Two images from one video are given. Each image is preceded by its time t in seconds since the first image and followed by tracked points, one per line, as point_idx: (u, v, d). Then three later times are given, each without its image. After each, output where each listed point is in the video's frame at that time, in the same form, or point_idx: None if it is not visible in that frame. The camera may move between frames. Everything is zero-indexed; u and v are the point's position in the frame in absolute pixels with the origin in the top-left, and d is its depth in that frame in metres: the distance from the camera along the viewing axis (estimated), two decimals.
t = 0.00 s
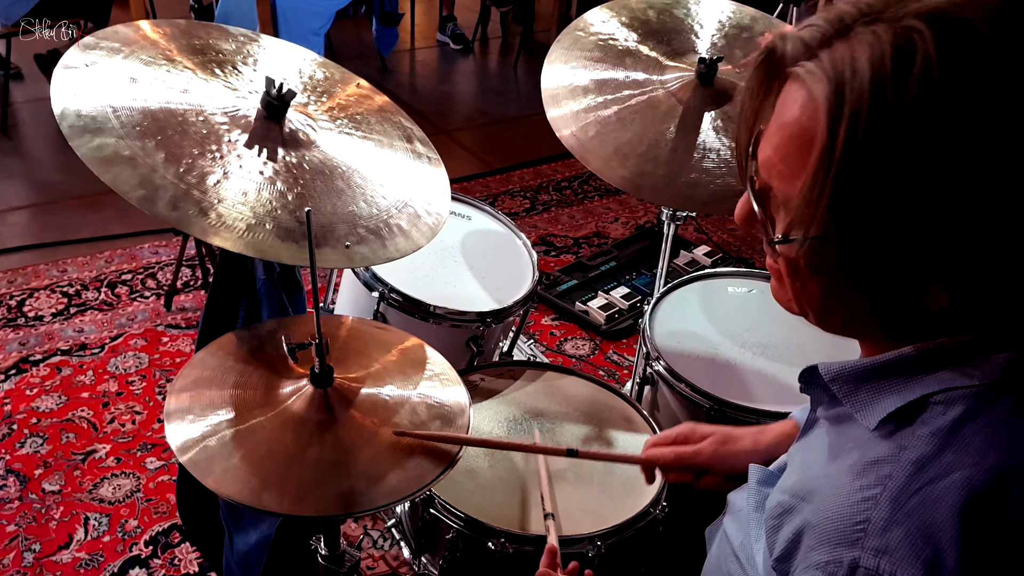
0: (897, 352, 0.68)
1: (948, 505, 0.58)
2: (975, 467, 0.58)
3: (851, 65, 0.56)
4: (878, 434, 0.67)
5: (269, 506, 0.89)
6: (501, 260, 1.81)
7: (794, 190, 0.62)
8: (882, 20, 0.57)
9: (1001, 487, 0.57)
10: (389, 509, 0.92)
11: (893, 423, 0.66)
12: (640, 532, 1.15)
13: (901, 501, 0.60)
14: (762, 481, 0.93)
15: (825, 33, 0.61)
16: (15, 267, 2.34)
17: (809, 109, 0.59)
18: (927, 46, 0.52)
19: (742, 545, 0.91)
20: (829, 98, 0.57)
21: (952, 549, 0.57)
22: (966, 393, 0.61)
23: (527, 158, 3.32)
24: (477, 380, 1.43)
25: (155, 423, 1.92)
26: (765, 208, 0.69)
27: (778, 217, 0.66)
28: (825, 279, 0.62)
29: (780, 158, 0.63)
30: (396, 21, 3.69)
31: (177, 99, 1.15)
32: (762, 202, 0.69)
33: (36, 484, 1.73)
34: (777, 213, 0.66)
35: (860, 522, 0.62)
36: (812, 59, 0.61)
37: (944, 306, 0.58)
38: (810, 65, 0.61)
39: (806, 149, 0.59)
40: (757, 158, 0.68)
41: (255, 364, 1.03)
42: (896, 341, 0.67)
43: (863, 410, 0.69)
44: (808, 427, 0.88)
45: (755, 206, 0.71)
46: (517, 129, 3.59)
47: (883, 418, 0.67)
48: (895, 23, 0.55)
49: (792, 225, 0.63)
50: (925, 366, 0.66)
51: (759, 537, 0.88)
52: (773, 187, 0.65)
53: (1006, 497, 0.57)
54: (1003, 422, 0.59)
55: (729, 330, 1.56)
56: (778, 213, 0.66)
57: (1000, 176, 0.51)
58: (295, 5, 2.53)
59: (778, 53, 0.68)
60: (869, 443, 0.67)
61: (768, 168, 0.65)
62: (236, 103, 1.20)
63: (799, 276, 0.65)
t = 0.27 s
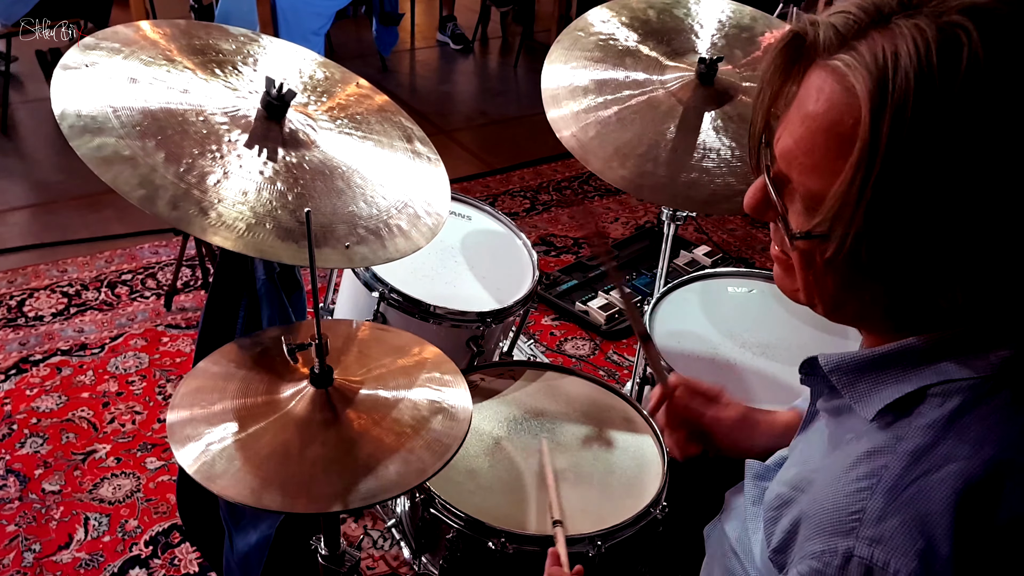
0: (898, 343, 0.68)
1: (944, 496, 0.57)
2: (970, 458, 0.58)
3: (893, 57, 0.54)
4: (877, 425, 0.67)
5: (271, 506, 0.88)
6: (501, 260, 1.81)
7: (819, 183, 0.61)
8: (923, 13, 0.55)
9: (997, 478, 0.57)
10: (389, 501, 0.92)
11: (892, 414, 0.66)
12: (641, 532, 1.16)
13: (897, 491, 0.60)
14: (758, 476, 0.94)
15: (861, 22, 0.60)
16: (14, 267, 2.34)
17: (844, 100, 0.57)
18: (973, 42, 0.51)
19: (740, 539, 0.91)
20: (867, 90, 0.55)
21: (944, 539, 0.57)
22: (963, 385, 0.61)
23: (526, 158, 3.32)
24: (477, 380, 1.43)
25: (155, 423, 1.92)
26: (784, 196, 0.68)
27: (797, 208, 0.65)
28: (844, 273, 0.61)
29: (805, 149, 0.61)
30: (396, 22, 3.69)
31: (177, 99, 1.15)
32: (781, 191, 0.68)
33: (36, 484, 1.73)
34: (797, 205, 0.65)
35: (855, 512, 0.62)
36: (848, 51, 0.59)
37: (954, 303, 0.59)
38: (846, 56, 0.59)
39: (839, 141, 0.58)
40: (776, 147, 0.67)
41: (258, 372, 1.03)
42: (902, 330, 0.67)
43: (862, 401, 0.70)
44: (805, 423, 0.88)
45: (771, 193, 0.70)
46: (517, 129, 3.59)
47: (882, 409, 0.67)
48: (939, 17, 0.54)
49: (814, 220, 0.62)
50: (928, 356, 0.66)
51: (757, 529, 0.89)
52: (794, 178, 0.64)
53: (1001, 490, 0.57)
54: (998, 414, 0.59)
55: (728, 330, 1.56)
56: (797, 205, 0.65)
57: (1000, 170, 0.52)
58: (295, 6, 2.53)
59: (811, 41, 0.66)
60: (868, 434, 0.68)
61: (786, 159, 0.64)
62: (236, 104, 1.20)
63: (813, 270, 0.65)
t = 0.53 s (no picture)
0: (879, 349, 0.70)
1: (934, 495, 0.57)
2: (961, 457, 0.57)
3: (814, 74, 0.56)
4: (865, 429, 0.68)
5: (271, 505, 0.88)
6: (501, 260, 1.81)
7: (765, 200, 0.62)
8: (842, 28, 0.57)
9: (986, 477, 0.56)
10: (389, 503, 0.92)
11: (879, 419, 0.66)
12: (641, 533, 1.15)
13: (888, 492, 0.60)
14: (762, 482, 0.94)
15: (786, 45, 0.61)
16: (14, 267, 2.34)
17: (774, 120, 0.59)
18: (884, 51, 0.52)
19: (742, 543, 0.92)
20: (794, 107, 0.56)
21: (939, 539, 0.56)
22: (948, 386, 0.62)
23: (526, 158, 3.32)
24: (477, 380, 1.43)
25: (155, 423, 1.92)
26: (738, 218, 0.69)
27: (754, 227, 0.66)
28: (808, 279, 0.62)
29: (749, 168, 0.62)
30: (396, 22, 3.69)
31: (177, 99, 1.15)
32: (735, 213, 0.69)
33: (36, 484, 1.73)
34: (753, 226, 0.66)
35: (849, 515, 0.62)
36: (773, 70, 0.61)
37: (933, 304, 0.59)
38: (771, 75, 0.60)
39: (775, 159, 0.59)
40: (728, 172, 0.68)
41: (258, 370, 1.03)
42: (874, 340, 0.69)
43: (851, 407, 0.70)
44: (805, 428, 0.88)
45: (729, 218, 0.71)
46: (517, 129, 3.58)
47: (869, 414, 0.68)
48: (853, 30, 0.56)
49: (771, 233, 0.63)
50: (907, 361, 0.67)
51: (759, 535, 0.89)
52: (745, 198, 0.65)
53: (993, 490, 0.56)
54: (986, 412, 0.59)
55: (728, 329, 1.56)
56: (754, 224, 0.66)
57: (975, 170, 0.51)
58: (295, 6, 2.53)
59: (741, 67, 0.68)
60: (857, 438, 0.68)
61: (742, 181, 0.64)
62: (236, 103, 1.20)
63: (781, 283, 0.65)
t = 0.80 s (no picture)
0: (889, 348, 0.69)
1: (942, 494, 0.58)
2: (969, 456, 0.58)
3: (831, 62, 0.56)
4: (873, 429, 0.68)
5: (271, 506, 0.88)
6: (502, 260, 1.81)
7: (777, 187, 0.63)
8: (859, 17, 0.58)
9: (994, 475, 0.57)
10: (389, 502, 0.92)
11: (887, 419, 0.67)
12: (640, 532, 1.15)
13: (896, 490, 0.60)
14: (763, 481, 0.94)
15: (801, 32, 0.62)
16: (15, 267, 2.34)
17: (789, 107, 0.59)
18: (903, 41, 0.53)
19: (742, 541, 0.92)
20: (810, 95, 0.57)
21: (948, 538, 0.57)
22: (961, 385, 0.62)
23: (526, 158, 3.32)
24: (477, 380, 1.43)
25: (155, 423, 1.92)
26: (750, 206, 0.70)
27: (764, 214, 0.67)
28: (818, 267, 0.63)
29: (763, 155, 0.63)
30: (397, 22, 3.69)
31: (177, 99, 1.15)
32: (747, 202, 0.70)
33: (36, 484, 1.73)
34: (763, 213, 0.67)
35: (855, 514, 0.62)
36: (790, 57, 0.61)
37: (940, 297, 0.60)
38: (788, 63, 0.61)
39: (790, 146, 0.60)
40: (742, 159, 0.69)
41: (258, 370, 1.03)
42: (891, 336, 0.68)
43: (859, 407, 0.70)
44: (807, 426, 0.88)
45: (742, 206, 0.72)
46: (517, 129, 3.58)
47: (877, 414, 0.68)
48: (870, 19, 0.56)
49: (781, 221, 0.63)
50: (919, 360, 0.66)
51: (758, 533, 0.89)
52: (758, 186, 0.66)
53: (999, 488, 0.57)
54: (994, 411, 0.59)
55: (728, 330, 1.56)
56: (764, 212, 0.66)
57: (987, 165, 0.52)
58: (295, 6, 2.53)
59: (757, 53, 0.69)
60: (865, 438, 0.69)
61: (754, 169, 0.65)
62: (236, 103, 1.20)
63: (792, 273, 0.66)
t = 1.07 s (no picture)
0: (896, 347, 0.69)
1: (954, 498, 0.58)
2: (979, 459, 0.58)
3: (867, 49, 0.56)
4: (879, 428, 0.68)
5: (271, 506, 0.88)
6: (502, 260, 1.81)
7: (801, 174, 0.63)
8: (897, 7, 0.57)
9: (1005, 477, 0.57)
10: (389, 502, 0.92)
11: (894, 419, 0.67)
12: (641, 532, 1.16)
13: (908, 494, 0.60)
14: (758, 476, 0.93)
15: (837, 19, 0.62)
16: (14, 267, 2.34)
17: (821, 93, 0.59)
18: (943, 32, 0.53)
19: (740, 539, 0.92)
20: (843, 81, 0.57)
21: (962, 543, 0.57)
22: (967, 386, 0.62)
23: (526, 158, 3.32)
24: (477, 380, 1.43)
25: (155, 423, 1.92)
26: (768, 193, 0.70)
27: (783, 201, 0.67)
28: (831, 264, 0.63)
29: (788, 141, 0.63)
30: (397, 21, 3.69)
31: (177, 99, 1.15)
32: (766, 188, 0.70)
33: (36, 484, 1.73)
34: (783, 201, 0.67)
35: (868, 518, 0.62)
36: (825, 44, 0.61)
37: (946, 295, 0.60)
38: (822, 49, 0.61)
39: (820, 133, 0.60)
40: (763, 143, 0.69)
41: (258, 371, 1.03)
42: (900, 329, 0.68)
43: (864, 406, 0.70)
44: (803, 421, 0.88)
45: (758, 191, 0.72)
46: (517, 129, 3.58)
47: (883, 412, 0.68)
48: (910, 10, 0.56)
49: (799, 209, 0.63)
50: (929, 359, 0.66)
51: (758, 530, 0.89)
52: (779, 173, 0.66)
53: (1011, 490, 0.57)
54: (1001, 412, 0.59)
55: (728, 330, 1.56)
56: (783, 201, 0.67)
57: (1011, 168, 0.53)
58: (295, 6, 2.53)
59: (792, 40, 0.69)
60: (872, 438, 0.68)
61: (774, 155, 0.66)
62: (236, 103, 1.20)
63: (803, 264, 0.66)
